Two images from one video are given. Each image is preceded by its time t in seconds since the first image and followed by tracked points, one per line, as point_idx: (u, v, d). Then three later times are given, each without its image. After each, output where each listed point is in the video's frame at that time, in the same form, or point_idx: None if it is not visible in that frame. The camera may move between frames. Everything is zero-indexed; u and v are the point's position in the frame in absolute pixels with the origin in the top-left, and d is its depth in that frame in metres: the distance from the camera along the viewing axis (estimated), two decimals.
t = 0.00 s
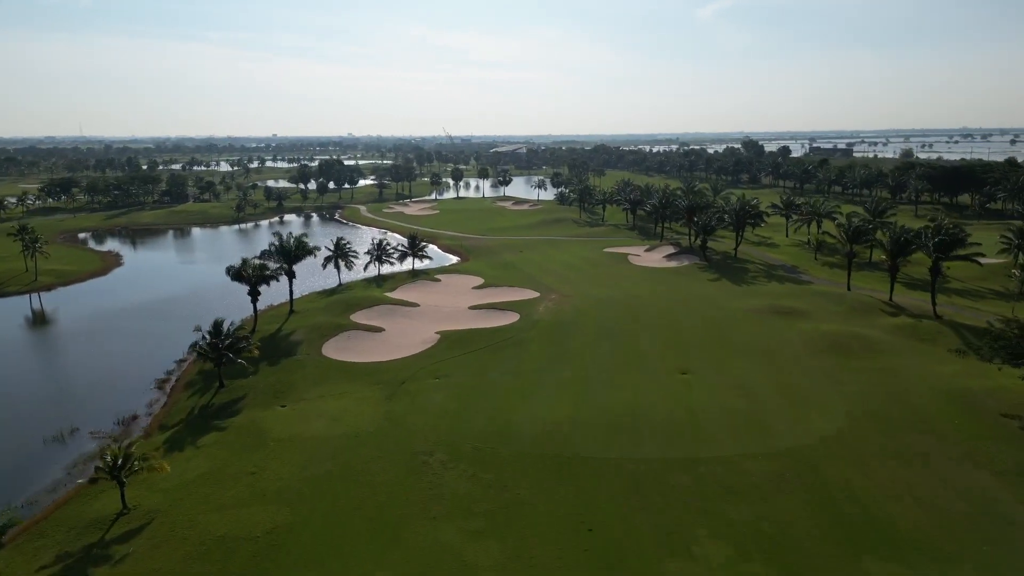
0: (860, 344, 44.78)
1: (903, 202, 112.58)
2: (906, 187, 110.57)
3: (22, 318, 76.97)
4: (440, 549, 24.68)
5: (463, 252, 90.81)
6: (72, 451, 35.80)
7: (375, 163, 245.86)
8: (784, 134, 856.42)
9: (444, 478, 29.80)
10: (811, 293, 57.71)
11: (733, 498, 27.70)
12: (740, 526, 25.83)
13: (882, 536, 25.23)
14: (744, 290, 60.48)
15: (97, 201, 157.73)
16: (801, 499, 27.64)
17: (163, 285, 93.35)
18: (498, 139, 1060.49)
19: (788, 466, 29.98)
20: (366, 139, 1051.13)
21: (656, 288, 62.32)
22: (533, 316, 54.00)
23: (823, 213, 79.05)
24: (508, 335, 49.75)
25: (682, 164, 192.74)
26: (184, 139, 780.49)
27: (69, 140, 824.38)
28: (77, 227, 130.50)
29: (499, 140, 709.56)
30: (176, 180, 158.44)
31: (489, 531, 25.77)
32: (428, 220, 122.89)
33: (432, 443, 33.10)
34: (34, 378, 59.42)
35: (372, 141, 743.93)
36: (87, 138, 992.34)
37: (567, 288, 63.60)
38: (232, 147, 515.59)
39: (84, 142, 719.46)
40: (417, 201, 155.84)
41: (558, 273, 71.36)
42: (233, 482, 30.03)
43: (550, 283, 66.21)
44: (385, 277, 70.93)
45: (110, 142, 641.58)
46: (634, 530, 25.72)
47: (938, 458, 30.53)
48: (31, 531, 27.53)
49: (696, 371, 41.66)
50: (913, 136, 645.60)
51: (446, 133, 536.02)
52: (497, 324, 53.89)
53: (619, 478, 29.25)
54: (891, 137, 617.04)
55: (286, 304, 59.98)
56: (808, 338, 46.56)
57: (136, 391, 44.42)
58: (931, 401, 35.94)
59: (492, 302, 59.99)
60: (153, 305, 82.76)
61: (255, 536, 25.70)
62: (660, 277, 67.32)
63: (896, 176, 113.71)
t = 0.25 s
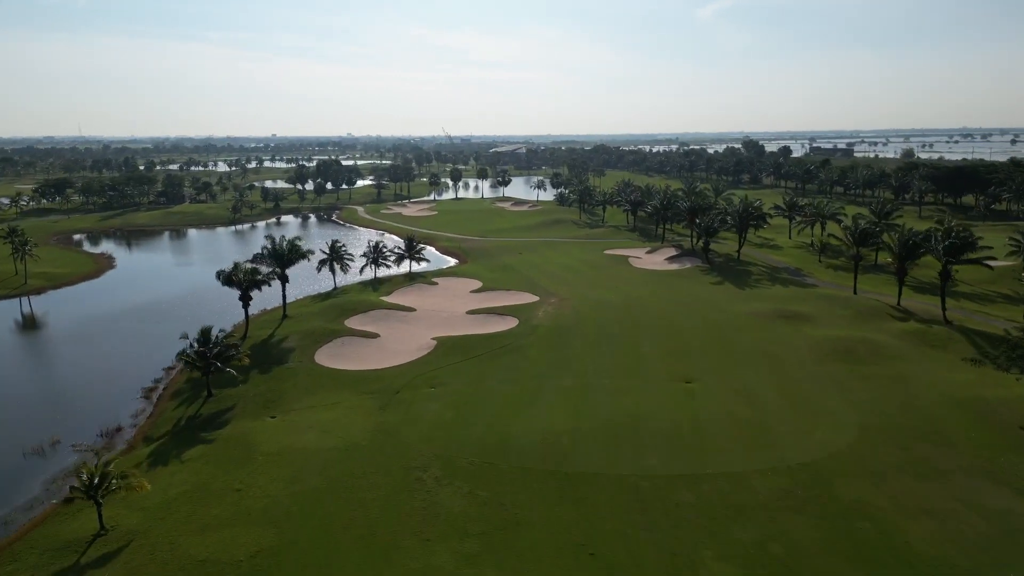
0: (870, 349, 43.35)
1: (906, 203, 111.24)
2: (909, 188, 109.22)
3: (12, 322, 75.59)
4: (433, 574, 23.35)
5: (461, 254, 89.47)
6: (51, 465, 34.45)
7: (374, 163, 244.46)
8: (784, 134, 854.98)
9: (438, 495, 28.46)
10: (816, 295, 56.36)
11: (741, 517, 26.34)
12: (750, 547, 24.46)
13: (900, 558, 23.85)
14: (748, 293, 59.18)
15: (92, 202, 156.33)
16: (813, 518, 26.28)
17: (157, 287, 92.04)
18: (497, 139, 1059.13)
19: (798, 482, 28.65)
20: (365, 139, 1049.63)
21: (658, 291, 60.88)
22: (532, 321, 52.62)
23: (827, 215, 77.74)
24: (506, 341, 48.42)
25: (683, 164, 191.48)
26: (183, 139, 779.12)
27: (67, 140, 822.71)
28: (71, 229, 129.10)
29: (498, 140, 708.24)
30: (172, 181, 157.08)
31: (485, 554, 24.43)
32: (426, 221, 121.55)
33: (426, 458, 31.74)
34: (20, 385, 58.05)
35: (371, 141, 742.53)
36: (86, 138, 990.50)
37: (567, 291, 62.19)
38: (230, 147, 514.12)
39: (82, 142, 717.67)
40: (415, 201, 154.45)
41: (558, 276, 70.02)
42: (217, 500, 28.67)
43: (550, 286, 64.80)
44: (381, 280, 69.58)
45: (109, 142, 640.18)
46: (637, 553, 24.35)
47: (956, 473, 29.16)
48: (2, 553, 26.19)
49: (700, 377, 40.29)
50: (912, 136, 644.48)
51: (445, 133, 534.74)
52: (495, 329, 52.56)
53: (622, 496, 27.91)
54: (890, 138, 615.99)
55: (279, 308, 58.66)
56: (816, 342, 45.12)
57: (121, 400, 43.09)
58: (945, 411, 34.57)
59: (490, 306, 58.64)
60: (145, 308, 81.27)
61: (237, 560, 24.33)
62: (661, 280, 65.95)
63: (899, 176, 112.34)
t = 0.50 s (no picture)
0: (879, 355, 41.96)
1: (910, 203, 109.85)
2: (913, 188, 107.79)
3: None
4: None
5: (459, 256, 88.05)
6: (28, 479, 33.05)
7: (372, 163, 242.90)
8: (783, 134, 853.68)
9: (431, 515, 27.01)
10: (821, 299, 54.99)
11: (752, 539, 24.91)
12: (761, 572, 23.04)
13: None
14: (752, 297, 57.79)
15: (86, 203, 154.73)
16: (827, 540, 24.85)
17: (150, 289, 90.52)
18: (497, 139, 1057.65)
19: (810, 500, 27.20)
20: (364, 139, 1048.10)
21: (660, 295, 59.40)
22: (531, 326, 51.21)
23: (832, 216, 76.30)
24: (504, 347, 47.02)
25: (683, 164, 190.10)
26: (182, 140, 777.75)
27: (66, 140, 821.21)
28: (65, 230, 127.53)
29: (497, 141, 706.62)
30: (167, 182, 155.49)
31: None
32: (424, 222, 120.10)
33: (419, 474, 30.28)
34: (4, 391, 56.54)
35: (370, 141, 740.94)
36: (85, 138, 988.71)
37: (567, 295, 60.76)
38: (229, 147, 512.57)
39: (81, 142, 715.93)
40: (413, 202, 152.94)
41: (557, 279, 68.58)
42: (199, 519, 27.25)
43: (549, 290, 63.35)
44: (377, 283, 68.16)
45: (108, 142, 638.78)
46: None
47: (975, 491, 27.73)
48: None
49: (705, 387, 38.80)
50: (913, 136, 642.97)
51: (444, 133, 533.35)
52: (492, 334, 51.14)
53: (625, 515, 26.47)
54: (891, 138, 614.80)
55: (272, 313, 57.23)
56: (823, 348, 43.71)
57: (105, 410, 41.69)
58: (961, 423, 33.15)
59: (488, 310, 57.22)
60: (137, 311, 79.78)
61: None
62: (663, 283, 64.55)
63: (903, 176, 110.92)
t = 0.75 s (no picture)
0: (889, 360, 40.52)
1: (914, 204, 108.38)
2: (917, 188, 106.36)
3: None
4: None
5: (457, 258, 86.58)
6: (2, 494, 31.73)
7: (371, 163, 241.37)
8: (783, 135, 852.36)
9: (423, 535, 25.57)
10: (827, 302, 53.59)
11: (762, 561, 23.46)
12: None
13: None
14: (755, 300, 56.37)
15: (81, 203, 153.20)
16: (843, 562, 23.38)
17: (142, 291, 89.05)
18: (496, 139, 1056.41)
19: (823, 519, 25.73)
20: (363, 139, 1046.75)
21: (661, 298, 57.97)
22: (529, 331, 49.76)
23: (836, 217, 74.83)
24: (501, 353, 45.61)
25: (684, 164, 188.64)
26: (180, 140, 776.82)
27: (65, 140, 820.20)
28: (58, 231, 125.99)
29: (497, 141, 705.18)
30: (163, 182, 153.98)
31: None
32: (422, 223, 118.65)
33: (411, 489, 28.86)
34: None
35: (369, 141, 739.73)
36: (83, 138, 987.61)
37: (566, 298, 59.33)
38: (227, 147, 511.33)
39: (79, 142, 714.50)
40: (411, 202, 151.44)
41: (556, 281, 67.11)
42: (177, 539, 25.83)
43: (548, 293, 61.93)
44: (372, 285, 66.71)
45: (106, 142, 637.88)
46: None
47: (997, 508, 26.25)
48: None
49: (710, 395, 37.35)
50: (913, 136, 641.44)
51: (443, 133, 532.09)
52: (489, 339, 49.68)
53: (628, 535, 25.02)
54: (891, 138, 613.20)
55: (263, 317, 55.79)
56: (830, 353, 42.29)
57: (87, 419, 40.36)
58: (978, 434, 31.69)
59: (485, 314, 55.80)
60: (128, 313, 78.27)
61: None
62: (664, 285, 63.14)
63: (907, 176, 109.42)
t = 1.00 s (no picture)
0: (899, 368, 39.10)
1: (918, 204, 106.98)
2: (921, 188, 104.86)
3: None
4: None
5: (454, 259, 85.19)
6: None
7: (369, 163, 239.92)
8: (782, 134, 849.97)
9: (413, 558, 24.13)
10: (833, 306, 52.20)
11: None
12: None
13: None
14: (758, 303, 55.03)
15: (76, 204, 151.82)
16: None
17: (134, 293, 87.68)
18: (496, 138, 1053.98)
19: (836, 542, 24.33)
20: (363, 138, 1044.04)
21: (661, 302, 56.59)
22: (526, 336, 48.31)
23: (840, 218, 73.40)
24: (497, 360, 44.18)
25: (684, 164, 187.09)
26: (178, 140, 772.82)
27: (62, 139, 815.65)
28: (52, 232, 124.63)
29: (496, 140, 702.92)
30: (158, 182, 152.33)
31: None
32: (419, 223, 117.15)
33: (402, 509, 27.44)
34: None
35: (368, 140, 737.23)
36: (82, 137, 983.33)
37: (565, 302, 57.86)
38: (226, 147, 508.66)
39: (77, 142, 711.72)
40: (410, 202, 150.00)
41: (555, 284, 65.68)
42: (151, 565, 24.46)
43: (546, 296, 60.47)
44: (367, 288, 65.31)
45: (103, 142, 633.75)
46: None
47: (1018, 530, 24.81)
48: None
49: (715, 406, 35.91)
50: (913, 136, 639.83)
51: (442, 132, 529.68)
52: (485, 344, 48.27)
53: (630, 560, 23.62)
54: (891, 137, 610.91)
55: (254, 322, 54.45)
56: (837, 361, 40.89)
57: (68, 431, 39.22)
58: (994, 450, 30.27)
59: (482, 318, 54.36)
60: (119, 316, 76.80)
61: None
62: (665, 289, 61.73)
63: (911, 176, 107.99)
